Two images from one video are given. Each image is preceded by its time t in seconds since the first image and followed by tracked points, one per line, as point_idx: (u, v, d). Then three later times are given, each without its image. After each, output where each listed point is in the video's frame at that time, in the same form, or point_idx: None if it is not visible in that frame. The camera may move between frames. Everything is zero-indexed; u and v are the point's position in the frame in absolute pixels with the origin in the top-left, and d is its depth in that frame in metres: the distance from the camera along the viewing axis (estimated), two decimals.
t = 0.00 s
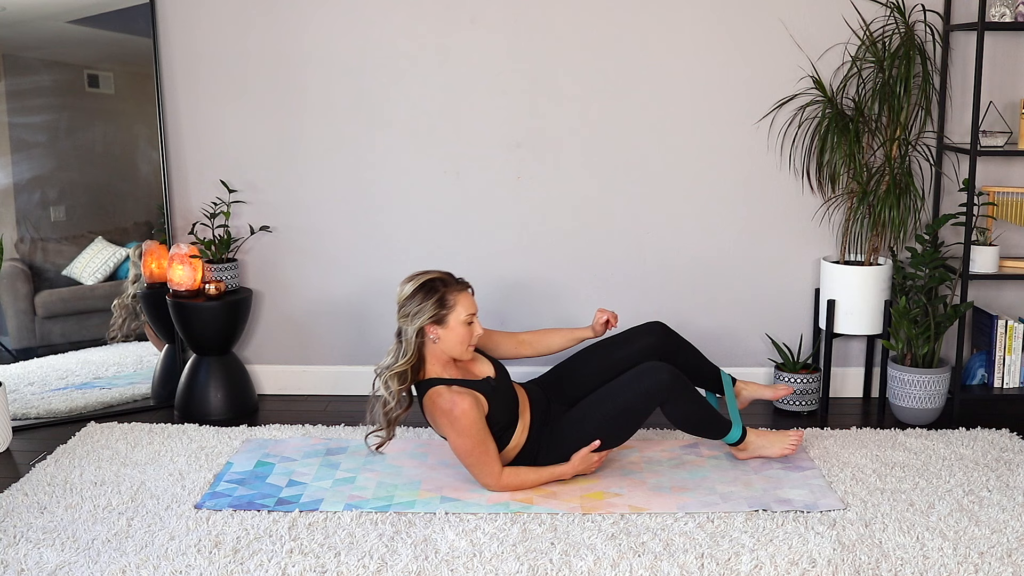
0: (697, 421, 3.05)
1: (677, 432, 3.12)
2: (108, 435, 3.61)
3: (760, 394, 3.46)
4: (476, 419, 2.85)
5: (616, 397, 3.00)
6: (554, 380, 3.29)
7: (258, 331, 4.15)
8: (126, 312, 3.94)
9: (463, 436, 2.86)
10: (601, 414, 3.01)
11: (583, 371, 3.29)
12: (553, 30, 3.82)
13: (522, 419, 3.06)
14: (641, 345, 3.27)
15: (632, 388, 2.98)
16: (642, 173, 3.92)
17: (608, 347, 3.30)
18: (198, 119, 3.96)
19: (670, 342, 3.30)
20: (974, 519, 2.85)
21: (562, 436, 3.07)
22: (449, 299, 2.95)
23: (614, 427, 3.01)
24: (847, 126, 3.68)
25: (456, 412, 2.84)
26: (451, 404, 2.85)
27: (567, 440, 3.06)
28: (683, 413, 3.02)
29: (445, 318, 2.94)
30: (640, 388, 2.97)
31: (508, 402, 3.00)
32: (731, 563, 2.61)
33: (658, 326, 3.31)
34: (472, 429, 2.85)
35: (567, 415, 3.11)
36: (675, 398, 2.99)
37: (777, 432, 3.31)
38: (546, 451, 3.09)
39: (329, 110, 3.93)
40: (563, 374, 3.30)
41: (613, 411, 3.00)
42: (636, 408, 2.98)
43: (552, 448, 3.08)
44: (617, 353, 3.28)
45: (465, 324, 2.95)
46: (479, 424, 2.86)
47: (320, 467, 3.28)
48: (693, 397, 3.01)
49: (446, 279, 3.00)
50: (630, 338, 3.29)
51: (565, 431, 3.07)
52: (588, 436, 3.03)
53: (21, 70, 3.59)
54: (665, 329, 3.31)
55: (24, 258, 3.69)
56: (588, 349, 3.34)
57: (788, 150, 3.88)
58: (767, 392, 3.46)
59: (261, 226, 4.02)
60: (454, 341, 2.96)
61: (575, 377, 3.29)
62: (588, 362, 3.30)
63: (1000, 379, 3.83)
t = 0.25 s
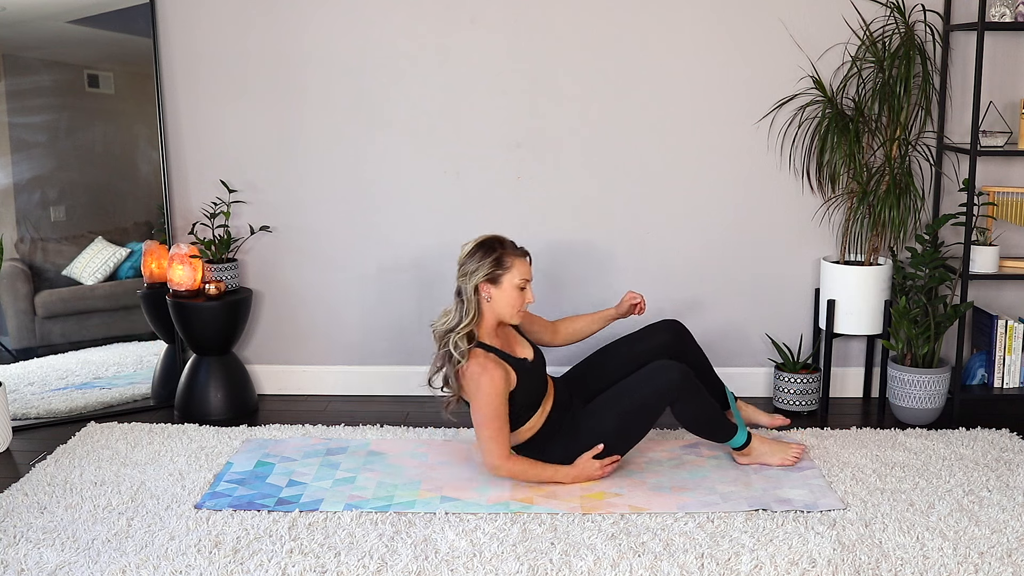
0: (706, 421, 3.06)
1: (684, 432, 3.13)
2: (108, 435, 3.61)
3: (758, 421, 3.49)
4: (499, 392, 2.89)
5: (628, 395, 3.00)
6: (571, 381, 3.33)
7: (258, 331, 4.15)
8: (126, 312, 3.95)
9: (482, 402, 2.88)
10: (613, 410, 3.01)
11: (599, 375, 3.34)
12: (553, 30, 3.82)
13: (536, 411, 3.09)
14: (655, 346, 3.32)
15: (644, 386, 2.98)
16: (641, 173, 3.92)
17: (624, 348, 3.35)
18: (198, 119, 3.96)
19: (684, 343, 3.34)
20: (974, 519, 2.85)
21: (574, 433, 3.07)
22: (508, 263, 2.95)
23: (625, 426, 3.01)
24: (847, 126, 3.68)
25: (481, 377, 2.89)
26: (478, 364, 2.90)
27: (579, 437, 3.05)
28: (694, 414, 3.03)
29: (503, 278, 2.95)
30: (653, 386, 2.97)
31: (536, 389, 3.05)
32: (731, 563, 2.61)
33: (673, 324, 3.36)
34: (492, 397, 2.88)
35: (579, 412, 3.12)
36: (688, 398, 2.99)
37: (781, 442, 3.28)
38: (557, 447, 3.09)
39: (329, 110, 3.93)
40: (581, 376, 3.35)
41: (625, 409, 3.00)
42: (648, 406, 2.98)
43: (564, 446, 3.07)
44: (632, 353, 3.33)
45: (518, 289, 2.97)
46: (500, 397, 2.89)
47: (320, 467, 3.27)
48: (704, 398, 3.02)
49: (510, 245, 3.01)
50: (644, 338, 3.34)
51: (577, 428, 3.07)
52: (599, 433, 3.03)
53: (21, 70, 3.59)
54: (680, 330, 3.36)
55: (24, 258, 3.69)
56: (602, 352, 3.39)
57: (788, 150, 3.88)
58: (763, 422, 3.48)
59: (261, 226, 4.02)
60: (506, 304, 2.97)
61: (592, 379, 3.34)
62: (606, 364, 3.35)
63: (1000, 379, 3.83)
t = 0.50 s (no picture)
0: (700, 422, 3.10)
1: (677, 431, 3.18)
2: (108, 435, 3.61)
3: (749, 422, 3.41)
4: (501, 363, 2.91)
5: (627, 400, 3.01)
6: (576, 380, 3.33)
7: (258, 331, 4.15)
8: (126, 312, 3.95)
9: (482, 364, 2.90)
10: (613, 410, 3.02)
11: (603, 375, 3.33)
12: (553, 30, 3.82)
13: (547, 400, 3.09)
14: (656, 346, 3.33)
15: (643, 391, 2.99)
16: (641, 173, 3.92)
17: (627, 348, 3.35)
18: (198, 119, 3.96)
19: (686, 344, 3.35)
20: (974, 519, 2.85)
21: (574, 434, 3.07)
22: (542, 241, 3.00)
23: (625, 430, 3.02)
24: (847, 126, 3.68)
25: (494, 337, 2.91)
26: (496, 324, 2.94)
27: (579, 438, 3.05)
28: (689, 416, 3.06)
29: (536, 256, 3.01)
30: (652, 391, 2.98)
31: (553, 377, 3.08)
32: (731, 563, 2.61)
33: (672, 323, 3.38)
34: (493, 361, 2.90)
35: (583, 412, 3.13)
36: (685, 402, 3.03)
37: (757, 433, 3.32)
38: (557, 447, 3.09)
39: (329, 110, 3.93)
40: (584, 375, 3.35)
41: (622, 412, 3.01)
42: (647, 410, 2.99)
43: (564, 445, 3.07)
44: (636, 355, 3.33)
45: (548, 268, 3.01)
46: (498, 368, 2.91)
47: (320, 467, 3.27)
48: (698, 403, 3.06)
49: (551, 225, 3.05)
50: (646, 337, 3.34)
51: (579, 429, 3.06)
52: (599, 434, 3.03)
53: (21, 70, 3.59)
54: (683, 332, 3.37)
55: (24, 258, 3.69)
56: (605, 354, 3.38)
57: (788, 150, 3.88)
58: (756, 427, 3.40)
59: (261, 226, 4.02)
60: (537, 281, 3.03)
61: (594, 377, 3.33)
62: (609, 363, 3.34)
63: (1000, 379, 3.83)
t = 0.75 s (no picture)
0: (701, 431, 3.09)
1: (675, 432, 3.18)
2: (108, 435, 3.61)
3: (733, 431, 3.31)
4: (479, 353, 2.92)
5: (623, 407, 3.01)
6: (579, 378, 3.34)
7: (258, 331, 4.15)
8: (126, 312, 3.95)
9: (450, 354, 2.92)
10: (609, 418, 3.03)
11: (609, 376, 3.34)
12: (553, 29, 3.82)
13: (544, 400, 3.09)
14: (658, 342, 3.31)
15: (638, 399, 2.98)
16: (641, 173, 3.92)
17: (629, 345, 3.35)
18: (198, 119, 3.96)
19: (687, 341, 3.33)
20: (974, 519, 2.85)
21: (574, 437, 3.08)
22: (553, 233, 3.01)
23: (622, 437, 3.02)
24: (847, 126, 3.68)
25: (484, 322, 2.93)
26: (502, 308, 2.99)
27: (578, 442, 3.07)
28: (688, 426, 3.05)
29: (545, 250, 3.02)
30: (647, 400, 2.97)
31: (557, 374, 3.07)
32: (731, 563, 2.61)
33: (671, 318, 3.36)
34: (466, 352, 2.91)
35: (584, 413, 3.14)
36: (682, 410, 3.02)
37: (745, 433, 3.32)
38: (557, 450, 3.11)
39: (329, 111, 3.93)
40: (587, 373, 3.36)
41: (618, 419, 3.01)
42: (643, 420, 2.99)
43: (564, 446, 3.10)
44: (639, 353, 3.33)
45: (559, 262, 3.01)
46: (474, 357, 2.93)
47: (320, 467, 3.27)
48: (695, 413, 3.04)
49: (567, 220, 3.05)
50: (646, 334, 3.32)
51: (577, 433, 3.08)
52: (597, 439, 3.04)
53: (21, 70, 3.58)
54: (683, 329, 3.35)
55: (24, 258, 3.69)
56: (607, 352, 3.39)
57: (788, 150, 3.88)
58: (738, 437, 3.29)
59: (261, 226, 4.02)
60: (550, 275, 3.04)
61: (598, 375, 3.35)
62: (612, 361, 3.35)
63: (1000, 379, 3.83)
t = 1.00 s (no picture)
0: (698, 426, 3.08)
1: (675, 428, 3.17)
2: (108, 435, 3.61)
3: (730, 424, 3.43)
4: (465, 373, 2.97)
5: (619, 401, 3.01)
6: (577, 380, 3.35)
7: (257, 331, 4.15)
8: (126, 312, 3.95)
9: (442, 379, 2.99)
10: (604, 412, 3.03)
11: (606, 376, 3.35)
12: (553, 30, 3.82)
13: (537, 405, 3.10)
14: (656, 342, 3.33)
15: (633, 393, 2.99)
16: (641, 173, 3.92)
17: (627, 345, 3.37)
18: (197, 119, 3.96)
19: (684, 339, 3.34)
20: (974, 519, 2.85)
21: (572, 435, 3.08)
22: (526, 236, 3.00)
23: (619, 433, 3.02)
24: (847, 126, 3.68)
25: (462, 339, 2.94)
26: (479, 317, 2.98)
27: (575, 441, 3.07)
28: (686, 419, 3.04)
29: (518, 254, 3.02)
30: (642, 393, 2.97)
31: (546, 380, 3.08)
32: (731, 563, 2.61)
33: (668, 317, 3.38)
34: (457, 377, 2.97)
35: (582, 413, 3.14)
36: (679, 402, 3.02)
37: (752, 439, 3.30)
38: (556, 449, 3.11)
39: (328, 111, 3.93)
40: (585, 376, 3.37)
41: (614, 414, 3.01)
42: (639, 413, 2.99)
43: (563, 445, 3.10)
44: (637, 354, 3.34)
45: (532, 265, 2.99)
46: (466, 379, 2.99)
47: (320, 467, 3.28)
48: (694, 404, 3.03)
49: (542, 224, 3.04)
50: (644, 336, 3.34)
51: (575, 431, 3.08)
52: (594, 434, 3.04)
53: (21, 70, 3.58)
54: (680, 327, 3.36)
55: (24, 258, 3.69)
56: (605, 353, 3.40)
57: (788, 150, 3.88)
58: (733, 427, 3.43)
59: (261, 226, 4.02)
60: (523, 280, 3.02)
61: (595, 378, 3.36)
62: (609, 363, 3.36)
63: (1000, 379, 3.83)
